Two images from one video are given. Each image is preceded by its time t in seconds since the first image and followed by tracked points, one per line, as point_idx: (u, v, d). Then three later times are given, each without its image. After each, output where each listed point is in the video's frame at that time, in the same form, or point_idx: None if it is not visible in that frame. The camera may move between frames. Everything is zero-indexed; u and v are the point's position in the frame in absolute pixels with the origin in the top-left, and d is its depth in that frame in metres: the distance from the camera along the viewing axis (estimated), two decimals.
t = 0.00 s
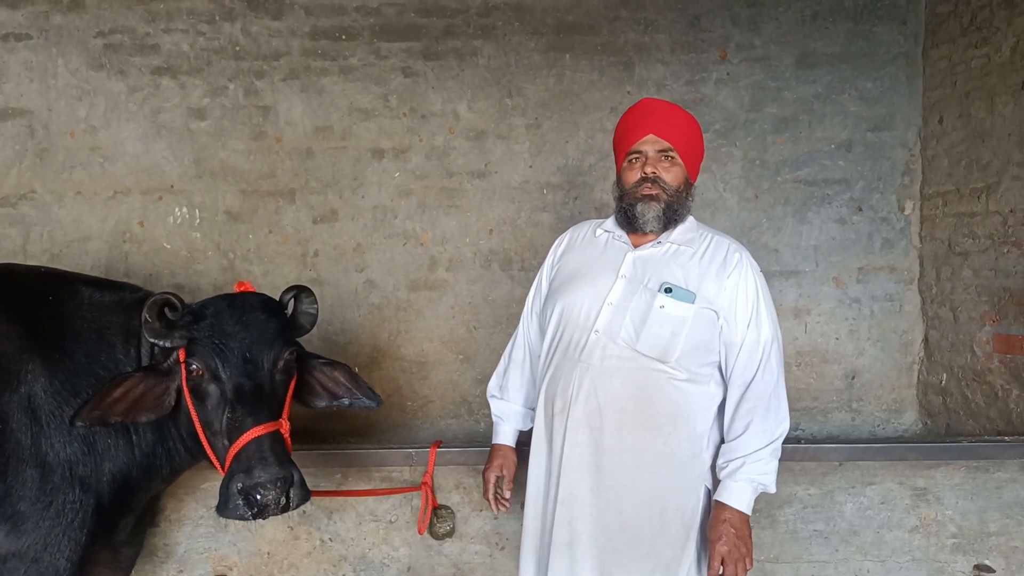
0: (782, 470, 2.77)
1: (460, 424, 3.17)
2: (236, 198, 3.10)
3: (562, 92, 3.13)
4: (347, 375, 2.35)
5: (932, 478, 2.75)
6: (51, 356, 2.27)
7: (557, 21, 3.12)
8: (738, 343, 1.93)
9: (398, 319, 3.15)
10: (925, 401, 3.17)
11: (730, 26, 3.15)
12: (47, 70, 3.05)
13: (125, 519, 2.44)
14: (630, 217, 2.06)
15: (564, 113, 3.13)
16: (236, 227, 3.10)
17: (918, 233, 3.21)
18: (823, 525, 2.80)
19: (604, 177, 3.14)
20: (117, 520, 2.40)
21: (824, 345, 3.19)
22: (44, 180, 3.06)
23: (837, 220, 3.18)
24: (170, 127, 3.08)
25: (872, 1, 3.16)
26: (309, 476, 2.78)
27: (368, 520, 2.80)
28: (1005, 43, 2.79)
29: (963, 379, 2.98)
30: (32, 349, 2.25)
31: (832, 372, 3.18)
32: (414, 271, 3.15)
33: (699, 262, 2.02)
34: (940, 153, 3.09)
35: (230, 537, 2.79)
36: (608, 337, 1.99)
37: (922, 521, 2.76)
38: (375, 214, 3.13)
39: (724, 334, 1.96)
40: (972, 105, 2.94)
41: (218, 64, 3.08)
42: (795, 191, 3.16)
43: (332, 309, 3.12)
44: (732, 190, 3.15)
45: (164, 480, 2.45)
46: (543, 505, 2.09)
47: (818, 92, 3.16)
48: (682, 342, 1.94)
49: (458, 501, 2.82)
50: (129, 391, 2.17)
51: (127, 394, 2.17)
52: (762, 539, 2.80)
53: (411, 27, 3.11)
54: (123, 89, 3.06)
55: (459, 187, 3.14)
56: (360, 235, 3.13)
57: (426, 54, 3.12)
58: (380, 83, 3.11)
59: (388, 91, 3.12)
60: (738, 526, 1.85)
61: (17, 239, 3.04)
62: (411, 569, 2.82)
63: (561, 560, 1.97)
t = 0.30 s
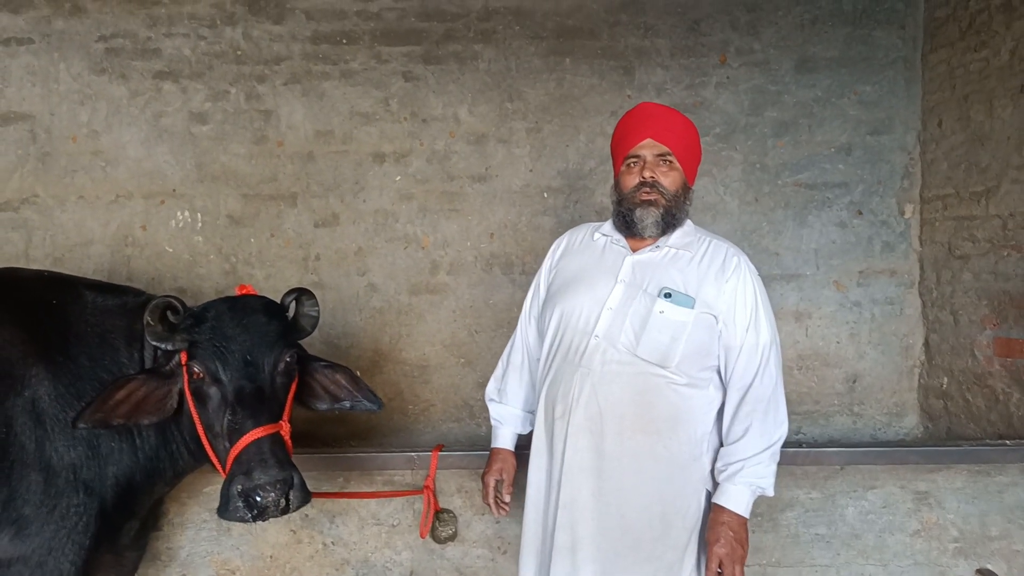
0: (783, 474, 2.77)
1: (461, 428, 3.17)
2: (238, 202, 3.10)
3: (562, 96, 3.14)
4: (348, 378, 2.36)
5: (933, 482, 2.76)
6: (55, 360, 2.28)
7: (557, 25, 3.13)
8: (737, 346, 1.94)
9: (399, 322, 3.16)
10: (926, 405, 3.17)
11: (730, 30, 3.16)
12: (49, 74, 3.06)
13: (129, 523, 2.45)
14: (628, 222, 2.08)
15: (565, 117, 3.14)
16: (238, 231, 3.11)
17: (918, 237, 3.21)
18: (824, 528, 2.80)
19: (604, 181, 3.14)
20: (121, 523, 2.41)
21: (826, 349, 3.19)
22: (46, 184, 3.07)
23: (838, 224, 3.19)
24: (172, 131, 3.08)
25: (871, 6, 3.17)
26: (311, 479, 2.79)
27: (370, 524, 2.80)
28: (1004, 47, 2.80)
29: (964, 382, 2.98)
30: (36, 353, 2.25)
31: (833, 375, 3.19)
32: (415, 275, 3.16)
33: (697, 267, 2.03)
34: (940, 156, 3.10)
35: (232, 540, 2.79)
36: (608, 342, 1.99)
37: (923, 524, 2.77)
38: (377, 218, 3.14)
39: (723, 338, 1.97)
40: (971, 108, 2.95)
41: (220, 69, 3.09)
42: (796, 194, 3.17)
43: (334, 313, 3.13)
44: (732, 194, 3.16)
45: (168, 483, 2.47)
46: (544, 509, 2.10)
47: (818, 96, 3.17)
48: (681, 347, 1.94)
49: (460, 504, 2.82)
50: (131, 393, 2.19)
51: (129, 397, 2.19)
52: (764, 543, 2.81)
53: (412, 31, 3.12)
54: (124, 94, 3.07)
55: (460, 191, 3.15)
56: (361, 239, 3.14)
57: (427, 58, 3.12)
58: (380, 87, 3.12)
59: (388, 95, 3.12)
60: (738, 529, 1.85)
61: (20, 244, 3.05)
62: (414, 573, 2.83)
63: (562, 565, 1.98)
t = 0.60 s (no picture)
0: (787, 478, 2.77)
1: (464, 432, 3.17)
2: (242, 206, 3.11)
3: (566, 100, 3.14)
4: (351, 381, 2.36)
5: (937, 486, 2.75)
6: (59, 364, 2.29)
7: (561, 30, 3.14)
8: (740, 351, 1.95)
9: (403, 327, 3.16)
10: (930, 409, 3.16)
11: (734, 35, 3.16)
12: (55, 80, 3.07)
13: (132, 528, 2.45)
14: (630, 228, 2.08)
15: (568, 122, 3.14)
16: (242, 236, 3.11)
17: (922, 241, 3.21)
18: (828, 533, 2.79)
19: (608, 185, 3.14)
20: (125, 528, 2.41)
21: (829, 353, 3.19)
22: (51, 189, 3.08)
23: (841, 228, 3.18)
24: (176, 136, 3.09)
25: (874, 11, 3.18)
26: (314, 484, 2.79)
27: (373, 528, 2.80)
28: (1008, 52, 2.80)
29: (968, 387, 2.97)
30: (41, 358, 2.26)
31: (837, 379, 3.18)
32: (418, 279, 3.16)
33: (699, 272, 2.03)
34: (943, 161, 3.10)
35: (236, 544, 2.79)
36: (611, 348, 1.99)
37: (927, 529, 2.76)
38: (380, 222, 3.15)
39: (725, 343, 1.98)
40: (975, 113, 2.95)
41: (225, 74, 3.10)
42: (799, 199, 3.17)
43: (337, 317, 3.13)
44: (736, 198, 3.16)
45: (171, 488, 2.47)
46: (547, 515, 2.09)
47: (822, 100, 3.17)
48: (684, 352, 1.94)
49: (463, 508, 2.82)
50: (134, 398, 2.19)
51: (132, 401, 2.19)
52: (768, 547, 2.80)
53: (416, 37, 3.13)
54: (129, 99, 3.08)
55: (463, 195, 3.16)
56: (364, 243, 3.14)
57: (430, 64, 3.13)
58: (384, 92, 3.13)
59: (392, 100, 3.13)
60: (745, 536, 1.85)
61: (24, 248, 3.06)
62: None
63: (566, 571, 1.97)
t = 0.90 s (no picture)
0: (793, 475, 2.76)
1: (469, 430, 3.16)
2: (246, 204, 3.11)
3: (571, 98, 3.13)
4: (355, 376, 2.35)
5: (944, 484, 2.73)
6: (64, 361, 2.29)
7: (566, 27, 3.13)
8: (741, 347, 1.94)
9: (407, 325, 3.15)
10: (936, 407, 3.14)
11: (740, 32, 3.15)
12: (59, 78, 3.07)
13: (137, 525, 2.45)
14: (632, 223, 2.07)
15: (573, 119, 3.13)
16: (246, 234, 3.11)
17: (928, 238, 3.19)
18: (835, 531, 2.78)
19: (613, 183, 3.13)
20: (130, 525, 2.41)
21: (835, 351, 3.17)
22: (55, 188, 3.07)
23: (848, 225, 3.17)
24: (181, 134, 3.09)
25: (881, 7, 3.16)
26: (319, 481, 2.78)
27: (378, 526, 2.79)
28: (1015, 48, 2.78)
29: (975, 385, 2.96)
30: (46, 354, 2.26)
31: (843, 378, 3.16)
32: (423, 277, 3.15)
33: (702, 268, 2.03)
34: (950, 158, 3.08)
35: (240, 542, 2.79)
36: (613, 343, 1.98)
37: (934, 527, 2.75)
38: (384, 220, 3.14)
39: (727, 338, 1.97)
40: (982, 109, 2.93)
41: (229, 72, 3.09)
42: (805, 196, 3.16)
43: (341, 315, 3.12)
44: (741, 195, 3.15)
45: (176, 484, 2.47)
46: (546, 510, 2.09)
47: (828, 97, 3.16)
48: (687, 348, 1.94)
49: (468, 506, 2.81)
50: (138, 392, 2.19)
51: (135, 396, 2.18)
52: (773, 545, 2.79)
53: (420, 34, 3.12)
54: (133, 97, 3.08)
55: (468, 193, 3.15)
56: (369, 241, 3.14)
57: (435, 61, 3.12)
58: (389, 90, 3.12)
59: (397, 98, 3.12)
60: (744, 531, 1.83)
61: (28, 246, 3.06)
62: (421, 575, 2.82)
63: (566, 565, 1.96)
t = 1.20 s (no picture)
0: (797, 474, 2.76)
1: (472, 429, 3.16)
2: (250, 203, 3.11)
3: (574, 96, 3.13)
4: (359, 374, 2.36)
5: (949, 483, 2.73)
6: (68, 358, 2.29)
7: (570, 25, 3.13)
8: (736, 344, 1.97)
9: (410, 324, 3.15)
10: (941, 406, 3.14)
11: (744, 30, 3.15)
12: (63, 76, 3.08)
13: (141, 522, 2.45)
14: (629, 219, 2.07)
15: (577, 118, 3.13)
16: (250, 233, 3.11)
17: (933, 237, 3.18)
18: (839, 529, 2.78)
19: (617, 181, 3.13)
20: (134, 522, 2.42)
21: (839, 350, 3.16)
22: (60, 186, 3.08)
23: (852, 224, 3.16)
24: (185, 133, 3.09)
25: (886, 5, 3.15)
26: (322, 479, 2.79)
27: (381, 523, 2.80)
28: (1020, 46, 2.77)
29: (979, 383, 2.95)
30: (50, 351, 2.27)
31: (847, 377, 3.16)
32: (426, 275, 3.15)
33: (698, 265, 2.05)
34: (955, 156, 3.08)
35: (244, 539, 2.79)
36: (611, 338, 1.99)
37: (939, 526, 2.74)
38: (388, 219, 3.14)
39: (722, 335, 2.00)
40: (987, 108, 2.93)
41: (233, 70, 3.10)
42: (809, 195, 3.15)
43: (345, 314, 3.12)
44: (745, 194, 3.15)
45: (180, 482, 2.48)
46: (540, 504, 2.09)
47: (832, 96, 3.15)
48: (684, 343, 1.96)
49: (471, 504, 2.82)
50: (142, 389, 2.20)
51: (140, 393, 2.19)
52: (777, 544, 2.79)
53: (424, 32, 3.12)
54: (138, 95, 3.08)
55: (472, 192, 3.15)
56: (373, 240, 3.14)
57: (439, 59, 3.12)
58: (392, 88, 3.12)
59: (400, 96, 3.12)
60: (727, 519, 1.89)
61: (33, 244, 3.06)
62: (425, 573, 2.82)
63: (559, 557, 1.97)
